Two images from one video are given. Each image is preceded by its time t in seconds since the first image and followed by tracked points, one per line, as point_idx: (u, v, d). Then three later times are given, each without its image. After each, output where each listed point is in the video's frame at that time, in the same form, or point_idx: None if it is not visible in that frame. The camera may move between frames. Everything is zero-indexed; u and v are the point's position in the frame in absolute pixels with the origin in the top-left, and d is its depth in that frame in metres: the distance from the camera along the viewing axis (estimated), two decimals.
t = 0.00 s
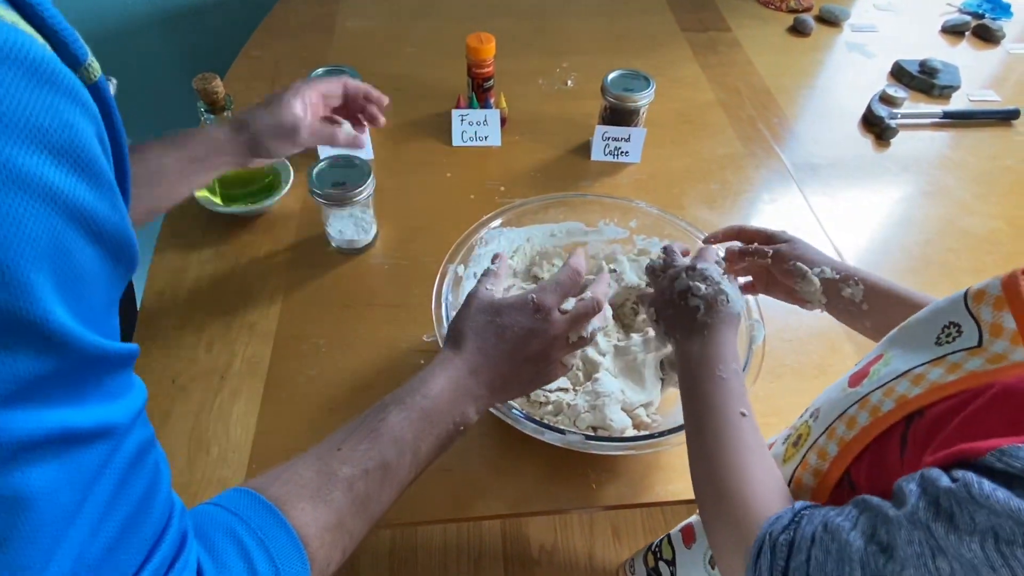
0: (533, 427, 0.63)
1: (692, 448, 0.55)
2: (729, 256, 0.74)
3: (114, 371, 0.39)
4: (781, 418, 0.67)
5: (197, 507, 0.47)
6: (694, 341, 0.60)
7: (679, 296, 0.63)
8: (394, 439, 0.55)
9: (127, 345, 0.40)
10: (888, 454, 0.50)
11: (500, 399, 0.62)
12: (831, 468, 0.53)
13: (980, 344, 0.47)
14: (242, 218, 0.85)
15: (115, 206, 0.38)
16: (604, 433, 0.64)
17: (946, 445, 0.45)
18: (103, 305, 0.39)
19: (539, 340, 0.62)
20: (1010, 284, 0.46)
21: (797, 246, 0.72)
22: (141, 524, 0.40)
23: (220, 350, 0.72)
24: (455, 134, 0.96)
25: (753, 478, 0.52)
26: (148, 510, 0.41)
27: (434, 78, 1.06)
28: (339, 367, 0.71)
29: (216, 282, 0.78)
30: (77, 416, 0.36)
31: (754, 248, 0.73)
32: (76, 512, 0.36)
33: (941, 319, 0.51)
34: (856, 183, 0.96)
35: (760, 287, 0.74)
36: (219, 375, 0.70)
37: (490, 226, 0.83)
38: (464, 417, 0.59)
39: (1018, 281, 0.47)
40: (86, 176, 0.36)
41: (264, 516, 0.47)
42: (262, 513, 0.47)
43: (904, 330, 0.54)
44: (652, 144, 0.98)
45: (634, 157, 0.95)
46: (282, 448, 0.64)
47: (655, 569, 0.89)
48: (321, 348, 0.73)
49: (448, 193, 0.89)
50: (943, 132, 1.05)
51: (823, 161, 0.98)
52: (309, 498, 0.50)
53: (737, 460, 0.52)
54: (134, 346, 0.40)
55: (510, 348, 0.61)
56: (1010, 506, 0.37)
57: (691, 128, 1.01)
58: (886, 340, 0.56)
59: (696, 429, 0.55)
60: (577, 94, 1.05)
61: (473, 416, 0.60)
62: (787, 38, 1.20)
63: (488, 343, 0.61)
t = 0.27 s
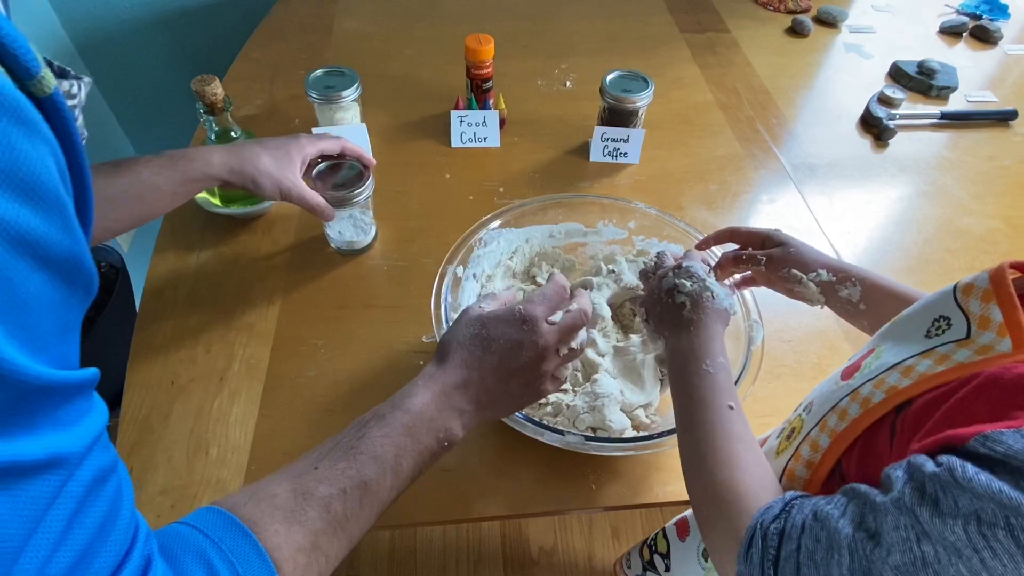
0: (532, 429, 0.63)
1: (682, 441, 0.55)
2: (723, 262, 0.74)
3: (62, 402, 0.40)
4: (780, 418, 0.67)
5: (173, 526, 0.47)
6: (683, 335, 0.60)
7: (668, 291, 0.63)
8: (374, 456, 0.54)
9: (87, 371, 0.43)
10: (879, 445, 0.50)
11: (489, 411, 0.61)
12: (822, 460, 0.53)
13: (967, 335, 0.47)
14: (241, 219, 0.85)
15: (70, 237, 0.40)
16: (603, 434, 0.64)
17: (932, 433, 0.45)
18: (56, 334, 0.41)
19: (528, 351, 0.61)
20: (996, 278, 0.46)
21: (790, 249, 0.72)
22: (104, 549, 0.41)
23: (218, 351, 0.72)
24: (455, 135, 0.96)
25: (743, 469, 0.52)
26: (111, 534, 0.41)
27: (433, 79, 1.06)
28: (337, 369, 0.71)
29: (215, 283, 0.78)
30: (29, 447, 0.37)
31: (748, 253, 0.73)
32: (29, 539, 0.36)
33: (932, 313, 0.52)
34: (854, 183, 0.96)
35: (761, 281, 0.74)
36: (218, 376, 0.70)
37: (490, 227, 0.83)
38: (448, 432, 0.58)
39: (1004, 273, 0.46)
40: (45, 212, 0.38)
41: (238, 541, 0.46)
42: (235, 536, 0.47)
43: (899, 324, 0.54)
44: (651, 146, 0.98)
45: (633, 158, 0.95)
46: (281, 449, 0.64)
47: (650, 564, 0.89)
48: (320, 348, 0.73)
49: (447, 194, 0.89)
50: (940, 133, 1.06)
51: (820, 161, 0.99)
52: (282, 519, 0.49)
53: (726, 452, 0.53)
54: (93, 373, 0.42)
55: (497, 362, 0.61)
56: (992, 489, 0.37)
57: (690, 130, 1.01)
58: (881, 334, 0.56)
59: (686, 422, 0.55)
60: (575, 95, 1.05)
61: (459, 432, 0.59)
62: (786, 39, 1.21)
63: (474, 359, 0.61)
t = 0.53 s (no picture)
0: (533, 433, 0.63)
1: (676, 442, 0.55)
2: (729, 266, 0.74)
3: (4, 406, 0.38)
4: (781, 421, 0.67)
5: (163, 527, 0.46)
6: (675, 336, 0.60)
7: (663, 293, 0.63)
8: (369, 461, 0.53)
9: (33, 377, 0.41)
10: (879, 446, 0.50)
11: (484, 418, 0.61)
12: (822, 460, 0.52)
13: (968, 337, 0.47)
14: (239, 222, 0.85)
15: None
16: (603, 438, 0.64)
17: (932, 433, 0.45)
18: None
19: (520, 359, 0.61)
20: (996, 281, 0.46)
21: (796, 250, 0.72)
22: (72, 553, 0.39)
23: (217, 355, 0.71)
24: (454, 137, 0.95)
25: (737, 469, 0.52)
26: (79, 536, 0.40)
27: (432, 81, 1.05)
28: (336, 372, 0.71)
29: (212, 286, 0.78)
30: None
31: (753, 256, 0.73)
32: None
33: (932, 315, 0.51)
34: (854, 185, 0.96)
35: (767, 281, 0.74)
36: (216, 380, 0.69)
37: (489, 230, 0.83)
38: (442, 440, 0.58)
39: (1005, 274, 0.46)
40: None
41: (231, 540, 0.46)
42: (228, 535, 0.46)
43: (898, 326, 0.54)
44: (651, 147, 0.97)
45: (633, 160, 0.94)
46: (279, 453, 0.64)
47: (649, 567, 0.88)
48: (319, 352, 0.72)
49: (446, 196, 0.89)
50: (940, 134, 1.06)
51: (820, 163, 0.98)
52: (276, 520, 0.48)
53: (719, 451, 0.52)
54: (37, 380, 0.40)
55: (489, 370, 0.61)
56: (990, 488, 0.37)
57: (690, 131, 1.00)
58: (881, 335, 0.56)
59: (681, 424, 0.55)
60: (575, 97, 1.05)
61: (453, 440, 0.59)
62: (785, 40, 1.20)
63: (466, 369, 0.61)
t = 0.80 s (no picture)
0: (532, 438, 0.62)
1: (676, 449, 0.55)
2: (736, 270, 0.73)
3: None
4: (783, 426, 0.67)
5: (165, 526, 0.45)
6: (674, 341, 0.60)
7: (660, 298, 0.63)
8: (369, 455, 0.53)
9: None
10: (885, 455, 0.50)
11: (483, 421, 0.60)
12: (826, 468, 0.52)
13: (974, 345, 0.47)
14: (239, 226, 0.84)
15: None
16: (604, 443, 0.63)
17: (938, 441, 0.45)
18: None
19: (516, 357, 0.61)
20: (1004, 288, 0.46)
21: (805, 255, 0.71)
22: (50, 552, 0.37)
23: (216, 359, 0.71)
24: (454, 140, 0.95)
25: (737, 477, 0.51)
26: (55, 534, 0.38)
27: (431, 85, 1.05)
28: (336, 377, 0.70)
29: (212, 291, 0.78)
30: None
31: (761, 260, 0.73)
32: None
33: (937, 322, 0.51)
34: (855, 188, 0.96)
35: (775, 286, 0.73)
36: (215, 385, 0.69)
37: (489, 234, 0.82)
38: (442, 437, 0.58)
39: (1012, 282, 0.46)
40: None
41: (229, 529, 0.45)
42: (227, 529, 0.45)
43: (902, 333, 0.54)
44: (651, 151, 0.97)
45: (633, 163, 0.94)
46: (278, 459, 0.64)
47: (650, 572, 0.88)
48: (319, 356, 0.72)
49: (446, 200, 0.89)
50: (940, 137, 1.06)
51: (821, 166, 0.98)
52: (276, 515, 0.48)
53: (719, 459, 0.52)
54: None
55: (486, 368, 0.60)
56: (999, 502, 0.37)
57: (690, 134, 1.00)
58: (885, 342, 0.56)
59: (681, 431, 0.55)
60: (574, 100, 1.05)
61: (452, 438, 0.59)
62: (785, 43, 1.20)
63: (464, 364, 0.61)
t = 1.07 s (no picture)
0: (534, 444, 0.63)
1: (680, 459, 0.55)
2: (736, 279, 0.73)
3: None
4: (783, 430, 0.67)
5: (165, 531, 0.46)
6: (675, 351, 0.60)
7: (661, 309, 0.64)
8: (373, 459, 0.53)
9: None
10: (886, 463, 0.50)
11: (487, 426, 0.61)
12: (828, 475, 0.52)
13: (975, 353, 0.47)
14: (240, 230, 0.85)
15: None
16: (605, 448, 0.63)
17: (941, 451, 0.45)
18: None
19: (518, 364, 0.61)
20: (1005, 295, 0.46)
21: (804, 263, 0.71)
22: (42, 564, 0.37)
23: (217, 364, 0.71)
24: (454, 145, 0.96)
25: (741, 489, 0.51)
26: (47, 543, 0.38)
27: (432, 89, 1.06)
28: (336, 382, 0.71)
29: (213, 295, 0.78)
30: None
31: (760, 269, 0.72)
32: None
33: (938, 329, 0.51)
34: (855, 193, 0.96)
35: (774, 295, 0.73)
36: (217, 390, 0.69)
37: (490, 239, 0.83)
38: (444, 441, 0.58)
39: (1013, 289, 0.46)
40: None
41: (230, 532, 0.46)
42: (229, 534, 0.45)
43: (903, 339, 0.54)
44: (651, 155, 0.98)
45: (633, 168, 0.95)
46: (279, 463, 0.64)
47: None
48: (320, 361, 0.72)
49: (446, 205, 0.89)
50: (939, 142, 1.06)
51: (820, 171, 0.99)
52: (280, 520, 0.48)
53: (724, 471, 0.52)
54: None
55: (490, 374, 0.61)
56: (1003, 513, 0.37)
57: (690, 139, 1.01)
58: (886, 348, 0.56)
59: (684, 442, 0.55)
60: (575, 105, 1.05)
61: (455, 442, 0.59)
62: (784, 48, 1.21)
63: (468, 369, 0.61)
